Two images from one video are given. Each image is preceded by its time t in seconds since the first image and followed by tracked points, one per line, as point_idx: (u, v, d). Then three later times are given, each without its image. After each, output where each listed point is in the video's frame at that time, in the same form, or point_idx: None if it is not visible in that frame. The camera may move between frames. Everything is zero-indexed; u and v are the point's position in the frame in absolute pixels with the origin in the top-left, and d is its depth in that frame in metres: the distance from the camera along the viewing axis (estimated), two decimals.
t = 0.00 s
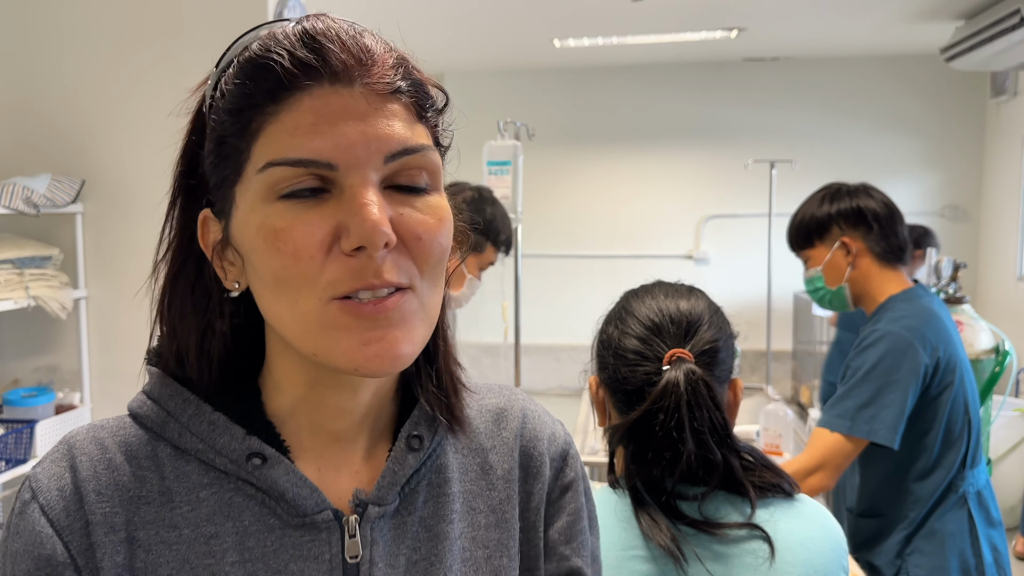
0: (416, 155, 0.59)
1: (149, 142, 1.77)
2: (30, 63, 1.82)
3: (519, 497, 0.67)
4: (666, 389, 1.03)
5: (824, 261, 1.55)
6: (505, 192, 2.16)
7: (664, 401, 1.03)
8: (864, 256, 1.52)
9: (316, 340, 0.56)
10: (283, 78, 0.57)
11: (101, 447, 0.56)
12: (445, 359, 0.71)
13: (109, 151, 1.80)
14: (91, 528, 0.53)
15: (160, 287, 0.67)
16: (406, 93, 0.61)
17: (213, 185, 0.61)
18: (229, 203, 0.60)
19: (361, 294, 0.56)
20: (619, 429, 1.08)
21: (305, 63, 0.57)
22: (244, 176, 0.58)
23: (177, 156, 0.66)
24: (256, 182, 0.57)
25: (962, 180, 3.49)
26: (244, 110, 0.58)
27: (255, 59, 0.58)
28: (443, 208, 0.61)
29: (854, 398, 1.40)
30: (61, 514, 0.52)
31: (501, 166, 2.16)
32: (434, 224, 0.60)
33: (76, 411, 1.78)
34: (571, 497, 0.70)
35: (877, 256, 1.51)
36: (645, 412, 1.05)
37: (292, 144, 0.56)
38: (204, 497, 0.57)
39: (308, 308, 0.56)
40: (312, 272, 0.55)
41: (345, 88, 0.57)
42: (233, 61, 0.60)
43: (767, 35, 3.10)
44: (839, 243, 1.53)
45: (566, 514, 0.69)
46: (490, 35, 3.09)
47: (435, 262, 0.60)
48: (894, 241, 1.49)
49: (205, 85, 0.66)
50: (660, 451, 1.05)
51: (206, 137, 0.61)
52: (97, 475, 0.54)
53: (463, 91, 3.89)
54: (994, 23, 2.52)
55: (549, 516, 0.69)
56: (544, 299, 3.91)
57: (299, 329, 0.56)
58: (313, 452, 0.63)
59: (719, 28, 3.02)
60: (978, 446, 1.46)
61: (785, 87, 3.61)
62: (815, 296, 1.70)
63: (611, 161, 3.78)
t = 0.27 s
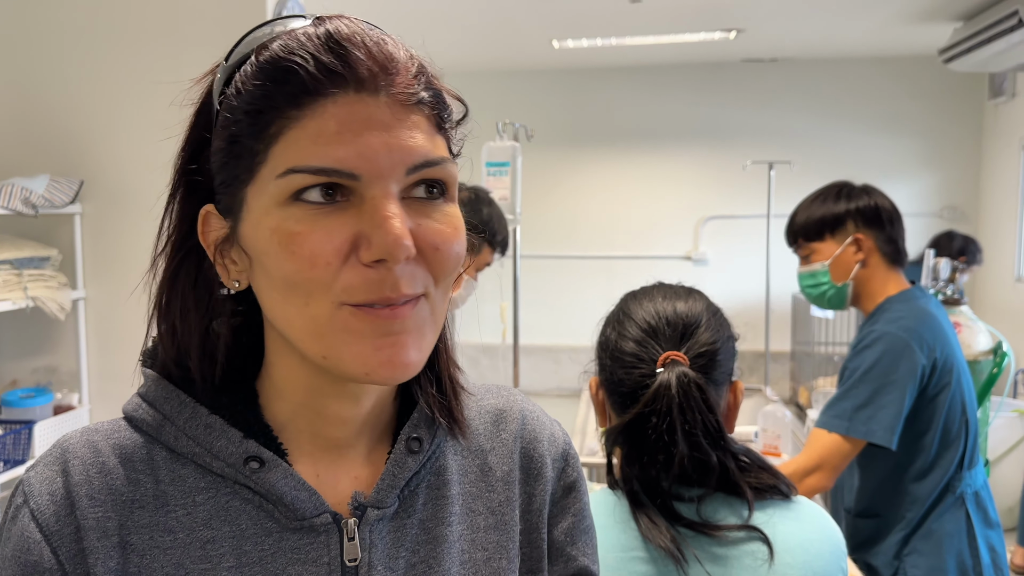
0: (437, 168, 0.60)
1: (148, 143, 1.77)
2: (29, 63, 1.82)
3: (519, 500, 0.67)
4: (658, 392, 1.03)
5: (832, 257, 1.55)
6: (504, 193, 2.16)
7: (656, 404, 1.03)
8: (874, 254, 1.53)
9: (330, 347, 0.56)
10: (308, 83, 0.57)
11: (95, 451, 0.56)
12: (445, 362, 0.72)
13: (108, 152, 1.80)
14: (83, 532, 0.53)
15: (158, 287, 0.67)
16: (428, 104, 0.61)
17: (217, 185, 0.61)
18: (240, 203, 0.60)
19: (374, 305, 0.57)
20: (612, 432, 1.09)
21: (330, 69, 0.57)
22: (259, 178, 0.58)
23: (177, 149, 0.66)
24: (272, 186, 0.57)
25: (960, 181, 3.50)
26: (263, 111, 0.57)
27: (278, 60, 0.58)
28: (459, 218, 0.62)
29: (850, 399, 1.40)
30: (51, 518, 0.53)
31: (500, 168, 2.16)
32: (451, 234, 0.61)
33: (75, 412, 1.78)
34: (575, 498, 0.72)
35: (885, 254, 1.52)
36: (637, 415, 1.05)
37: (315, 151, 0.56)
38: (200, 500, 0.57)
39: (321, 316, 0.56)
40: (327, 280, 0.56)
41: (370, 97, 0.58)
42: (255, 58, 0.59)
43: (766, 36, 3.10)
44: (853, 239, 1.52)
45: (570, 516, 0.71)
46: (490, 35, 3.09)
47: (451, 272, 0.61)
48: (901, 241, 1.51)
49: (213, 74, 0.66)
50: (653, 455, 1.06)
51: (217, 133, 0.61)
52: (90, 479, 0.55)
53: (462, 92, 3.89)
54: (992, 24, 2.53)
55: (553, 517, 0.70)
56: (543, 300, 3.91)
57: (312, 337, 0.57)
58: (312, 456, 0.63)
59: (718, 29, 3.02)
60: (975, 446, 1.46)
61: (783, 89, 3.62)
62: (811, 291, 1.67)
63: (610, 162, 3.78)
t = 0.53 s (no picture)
0: (432, 173, 0.59)
1: (146, 143, 1.77)
2: (27, 63, 1.81)
3: (521, 502, 0.67)
4: (647, 394, 1.04)
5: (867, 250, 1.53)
6: (503, 193, 2.16)
7: (644, 406, 1.04)
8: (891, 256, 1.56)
9: (313, 351, 0.57)
10: (296, 84, 0.57)
11: (95, 452, 0.56)
12: (450, 364, 0.71)
13: (106, 152, 1.80)
14: (84, 535, 0.53)
15: (164, 284, 0.67)
16: (423, 105, 0.60)
17: (221, 182, 0.61)
18: (233, 204, 0.60)
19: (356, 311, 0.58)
20: (606, 430, 1.11)
21: (318, 71, 0.57)
22: (249, 179, 0.58)
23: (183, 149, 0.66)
24: (263, 188, 0.57)
25: (959, 182, 3.50)
26: (254, 113, 0.57)
27: (270, 60, 0.57)
28: (456, 222, 0.62)
29: (846, 393, 1.40)
30: (51, 520, 0.52)
31: (499, 168, 2.16)
32: (445, 238, 0.61)
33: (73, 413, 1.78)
34: (574, 501, 0.72)
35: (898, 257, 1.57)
36: (627, 417, 1.07)
37: (302, 155, 0.56)
38: (201, 503, 0.57)
39: (302, 320, 0.57)
40: (309, 283, 0.56)
41: (360, 99, 0.57)
42: (250, 57, 0.59)
43: (765, 36, 3.10)
44: (886, 239, 1.53)
45: (570, 519, 0.71)
46: (489, 35, 3.09)
47: (445, 276, 0.61)
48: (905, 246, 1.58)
49: (221, 70, 0.65)
50: (646, 455, 1.07)
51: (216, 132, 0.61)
52: (91, 482, 0.54)
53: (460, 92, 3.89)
54: (990, 25, 2.53)
55: (553, 520, 0.70)
56: (542, 300, 3.91)
57: (295, 338, 0.57)
58: (313, 458, 0.63)
59: (717, 30, 3.02)
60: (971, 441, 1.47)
61: (782, 89, 3.62)
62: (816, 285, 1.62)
63: (609, 162, 3.78)
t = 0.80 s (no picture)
0: (426, 175, 0.59)
1: (143, 143, 1.77)
2: (24, 63, 1.81)
3: (521, 504, 0.67)
4: (629, 392, 1.05)
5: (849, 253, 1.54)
6: (501, 194, 2.16)
7: (628, 405, 1.06)
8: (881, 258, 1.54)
9: (311, 356, 0.57)
10: (288, 86, 0.57)
11: (91, 454, 0.56)
12: (449, 366, 0.71)
13: (103, 152, 1.79)
14: (80, 537, 0.52)
15: (159, 286, 0.67)
16: (416, 104, 0.60)
17: (212, 186, 0.61)
18: (227, 209, 0.60)
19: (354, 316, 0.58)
20: (599, 426, 1.13)
21: (311, 72, 0.57)
22: (243, 184, 0.58)
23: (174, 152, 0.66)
24: (256, 193, 0.56)
25: (957, 183, 3.51)
26: (247, 117, 0.57)
27: (261, 62, 0.57)
28: (452, 221, 0.62)
29: (843, 396, 1.40)
30: (46, 523, 0.52)
31: (497, 168, 2.16)
32: (442, 237, 0.60)
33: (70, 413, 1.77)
34: (574, 503, 0.72)
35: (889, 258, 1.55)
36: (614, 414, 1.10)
37: (296, 159, 0.55)
38: (198, 505, 0.56)
39: (301, 322, 0.57)
40: (304, 286, 0.56)
41: (353, 99, 0.57)
42: (240, 60, 0.59)
43: (763, 37, 3.11)
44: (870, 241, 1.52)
45: (570, 521, 0.71)
46: (487, 36, 3.09)
47: (444, 276, 0.61)
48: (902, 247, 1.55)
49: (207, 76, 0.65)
50: (632, 452, 1.08)
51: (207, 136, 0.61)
52: (87, 484, 0.54)
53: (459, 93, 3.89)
54: (988, 26, 2.54)
55: (553, 522, 0.70)
56: (540, 300, 3.91)
57: (292, 344, 0.57)
58: (311, 460, 0.63)
59: (715, 30, 3.03)
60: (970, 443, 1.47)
61: (780, 90, 3.62)
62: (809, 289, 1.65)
63: (608, 163, 3.78)
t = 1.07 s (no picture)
0: (430, 158, 0.60)
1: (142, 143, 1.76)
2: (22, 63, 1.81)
3: (525, 507, 0.68)
4: (632, 394, 1.06)
5: (826, 259, 1.55)
6: (499, 194, 2.16)
7: (630, 407, 1.07)
8: (867, 261, 1.54)
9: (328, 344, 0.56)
10: (292, 74, 0.57)
11: (89, 459, 0.56)
12: (450, 362, 0.72)
13: (102, 153, 1.79)
14: (75, 544, 0.53)
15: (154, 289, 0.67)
16: (416, 91, 0.61)
17: (209, 184, 0.61)
18: (232, 203, 0.59)
19: (374, 300, 0.57)
20: (598, 426, 1.13)
21: (317, 59, 0.57)
22: (250, 176, 0.58)
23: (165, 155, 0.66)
24: (264, 182, 0.56)
25: (955, 183, 3.52)
26: (250, 109, 0.57)
27: (263, 53, 0.58)
28: (456, 206, 0.62)
29: (839, 396, 1.41)
30: (40, 530, 0.52)
31: (495, 169, 2.16)
32: (450, 221, 0.61)
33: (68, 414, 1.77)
34: (580, 504, 0.72)
35: (874, 261, 1.53)
36: (613, 416, 1.10)
37: (305, 145, 0.56)
38: (199, 510, 0.56)
39: (321, 310, 0.56)
40: (321, 274, 0.55)
41: (358, 84, 0.58)
42: (235, 56, 0.59)
43: (761, 38, 3.11)
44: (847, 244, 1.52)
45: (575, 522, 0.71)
46: (485, 36, 3.08)
47: (451, 259, 0.61)
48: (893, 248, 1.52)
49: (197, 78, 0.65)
50: (632, 452, 1.08)
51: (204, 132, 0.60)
52: (83, 490, 0.54)
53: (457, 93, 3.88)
54: (986, 27, 2.54)
55: (559, 524, 0.70)
56: (539, 300, 3.91)
57: (309, 334, 0.57)
58: (314, 463, 0.63)
59: (713, 31, 3.03)
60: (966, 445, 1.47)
61: (778, 90, 3.63)
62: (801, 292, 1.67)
63: (606, 163, 3.78)
